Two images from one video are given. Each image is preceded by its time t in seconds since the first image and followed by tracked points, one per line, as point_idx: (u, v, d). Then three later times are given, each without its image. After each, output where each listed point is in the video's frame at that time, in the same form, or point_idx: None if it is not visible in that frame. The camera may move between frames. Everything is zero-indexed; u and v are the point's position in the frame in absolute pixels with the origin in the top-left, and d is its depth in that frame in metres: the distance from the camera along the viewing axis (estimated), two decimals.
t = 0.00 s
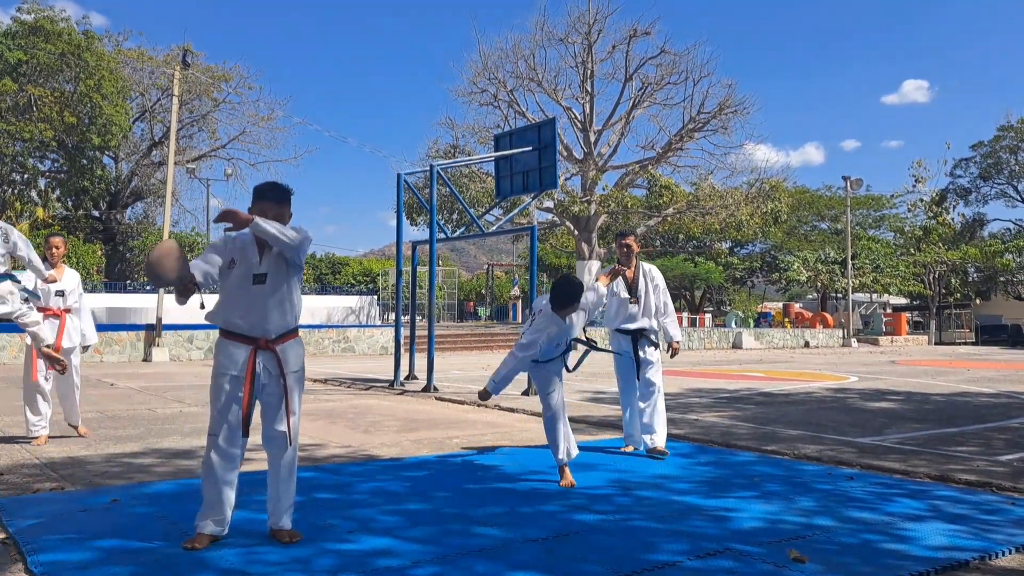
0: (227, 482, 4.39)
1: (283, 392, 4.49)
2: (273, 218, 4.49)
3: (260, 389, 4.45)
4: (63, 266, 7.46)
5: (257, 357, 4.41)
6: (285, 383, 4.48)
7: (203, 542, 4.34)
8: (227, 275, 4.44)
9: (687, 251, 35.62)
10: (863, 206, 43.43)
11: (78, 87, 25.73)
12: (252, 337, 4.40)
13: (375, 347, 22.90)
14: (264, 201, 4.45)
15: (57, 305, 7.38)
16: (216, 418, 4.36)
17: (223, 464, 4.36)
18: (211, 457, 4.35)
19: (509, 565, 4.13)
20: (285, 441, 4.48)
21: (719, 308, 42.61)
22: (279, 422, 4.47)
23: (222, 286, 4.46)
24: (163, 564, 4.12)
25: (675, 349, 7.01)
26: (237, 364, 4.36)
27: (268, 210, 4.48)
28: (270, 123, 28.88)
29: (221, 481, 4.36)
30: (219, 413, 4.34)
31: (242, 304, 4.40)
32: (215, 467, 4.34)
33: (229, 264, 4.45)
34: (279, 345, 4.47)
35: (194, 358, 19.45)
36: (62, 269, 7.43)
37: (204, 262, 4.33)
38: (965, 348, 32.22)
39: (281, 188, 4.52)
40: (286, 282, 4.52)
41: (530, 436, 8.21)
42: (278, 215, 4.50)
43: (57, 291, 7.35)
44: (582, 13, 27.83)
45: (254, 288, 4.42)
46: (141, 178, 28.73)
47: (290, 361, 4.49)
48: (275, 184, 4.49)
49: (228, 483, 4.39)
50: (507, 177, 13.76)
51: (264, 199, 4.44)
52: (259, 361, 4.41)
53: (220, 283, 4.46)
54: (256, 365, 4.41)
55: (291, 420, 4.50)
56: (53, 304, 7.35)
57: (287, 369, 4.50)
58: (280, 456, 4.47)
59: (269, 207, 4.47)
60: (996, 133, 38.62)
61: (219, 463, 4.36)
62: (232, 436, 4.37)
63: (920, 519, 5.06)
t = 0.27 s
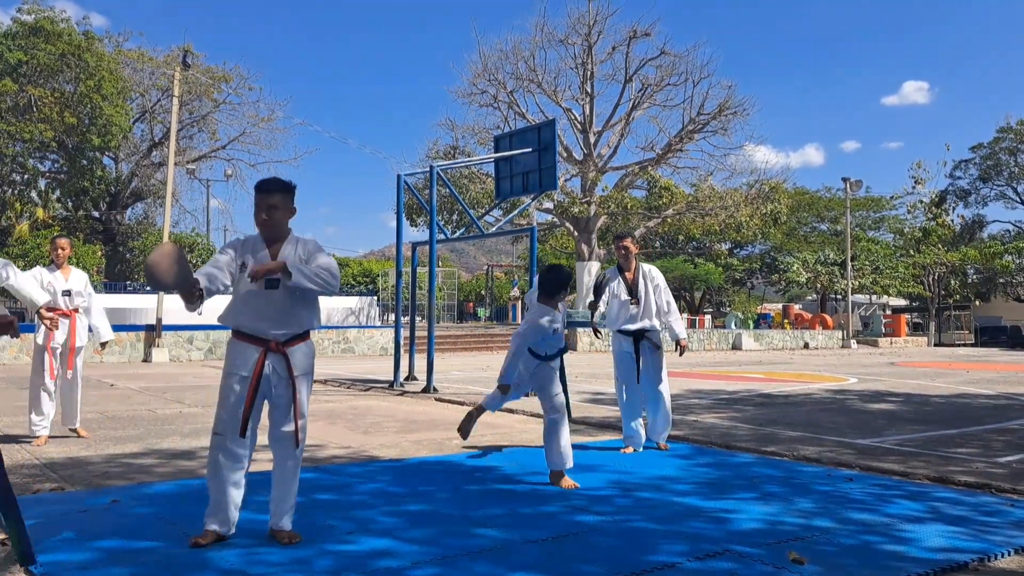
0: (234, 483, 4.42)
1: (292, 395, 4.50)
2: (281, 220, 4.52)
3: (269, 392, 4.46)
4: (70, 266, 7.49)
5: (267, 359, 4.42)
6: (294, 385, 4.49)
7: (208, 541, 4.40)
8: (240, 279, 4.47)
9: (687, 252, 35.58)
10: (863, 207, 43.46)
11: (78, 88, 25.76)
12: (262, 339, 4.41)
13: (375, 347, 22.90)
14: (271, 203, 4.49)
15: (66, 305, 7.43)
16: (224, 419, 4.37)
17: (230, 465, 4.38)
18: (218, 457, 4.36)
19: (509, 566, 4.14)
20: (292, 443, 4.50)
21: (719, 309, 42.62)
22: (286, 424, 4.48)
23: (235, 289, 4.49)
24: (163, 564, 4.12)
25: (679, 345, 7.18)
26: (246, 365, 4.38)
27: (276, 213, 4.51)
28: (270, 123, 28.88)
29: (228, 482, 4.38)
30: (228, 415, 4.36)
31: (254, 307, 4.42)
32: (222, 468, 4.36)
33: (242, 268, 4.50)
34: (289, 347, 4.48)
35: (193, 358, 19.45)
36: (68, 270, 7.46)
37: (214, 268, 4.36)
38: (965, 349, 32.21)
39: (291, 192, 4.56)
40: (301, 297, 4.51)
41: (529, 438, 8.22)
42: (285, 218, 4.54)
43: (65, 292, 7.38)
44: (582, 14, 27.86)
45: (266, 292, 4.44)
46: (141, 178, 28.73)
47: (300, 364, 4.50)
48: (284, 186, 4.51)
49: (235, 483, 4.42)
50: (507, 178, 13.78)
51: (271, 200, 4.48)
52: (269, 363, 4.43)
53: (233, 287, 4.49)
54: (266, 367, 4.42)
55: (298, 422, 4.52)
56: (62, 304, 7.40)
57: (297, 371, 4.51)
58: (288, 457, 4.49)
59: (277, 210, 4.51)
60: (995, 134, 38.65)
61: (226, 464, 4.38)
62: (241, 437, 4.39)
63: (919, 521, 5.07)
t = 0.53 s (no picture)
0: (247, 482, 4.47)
1: (295, 393, 4.52)
2: (277, 220, 4.53)
3: (274, 391, 4.48)
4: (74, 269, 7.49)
5: (270, 358, 4.45)
6: (297, 384, 4.52)
7: (244, 537, 4.48)
8: (237, 281, 4.47)
9: (687, 253, 35.58)
10: (862, 209, 43.46)
11: (79, 88, 25.76)
12: (264, 339, 4.44)
13: (375, 348, 22.90)
14: (268, 203, 4.50)
15: (66, 309, 7.42)
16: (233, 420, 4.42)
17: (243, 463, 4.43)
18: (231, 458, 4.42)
19: (507, 567, 4.15)
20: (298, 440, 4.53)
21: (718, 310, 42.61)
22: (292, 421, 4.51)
23: (233, 290, 4.50)
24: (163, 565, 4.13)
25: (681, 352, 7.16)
26: (249, 367, 4.41)
27: (272, 212, 4.52)
28: (270, 124, 28.88)
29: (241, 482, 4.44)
30: (236, 416, 4.40)
31: (255, 307, 4.44)
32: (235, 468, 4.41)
33: (240, 269, 4.48)
34: (290, 347, 4.51)
35: (193, 358, 19.44)
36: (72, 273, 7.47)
37: (210, 271, 4.35)
38: (965, 351, 32.20)
39: (287, 191, 4.57)
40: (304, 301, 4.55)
41: (528, 438, 8.21)
42: (282, 218, 4.55)
43: (65, 296, 7.37)
44: (582, 15, 27.88)
45: (266, 294, 4.47)
46: (142, 179, 28.73)
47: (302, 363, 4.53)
48: (281, 185, 4.52)
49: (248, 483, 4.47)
50: (507, 179, 13.77)
51: (267, 199, 4.49)
52: (272, 363, 4.45)
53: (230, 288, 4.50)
54: (268, 367, 4.45)
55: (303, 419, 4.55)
56: (61, 308, 7.39)
57: (299, 371, 4.54)
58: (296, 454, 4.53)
59: (273, 210, 4.52)
60: (995, 136, 38.67)
61: (239, 463, 4.44)
62: (250, 437, 4.43)
63: (919, 522, 5.08)
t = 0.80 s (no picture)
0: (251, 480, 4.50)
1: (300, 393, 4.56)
2: (271, 220, 4.53)
3: (278, 391, 4.51)
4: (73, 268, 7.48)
5: (274, 358, 4.47)
6: (301, 384, 4.55)
7: (243, 537, 4.49)
8: (233, 282, 4.46)
9: (687, 254, 35.60)
10: (862, 209, 43.48)
11: (79, 88, 25.77)
12: (266, 340, 4.46)
13: (374, 348, 22.90)
14: (262, 203, 4.49)
15: (67, 308, 7.40)
16: (240, 420, 4.45)
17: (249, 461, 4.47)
18: (237, 457, 4.46)
19: (507, 568, 4.15)
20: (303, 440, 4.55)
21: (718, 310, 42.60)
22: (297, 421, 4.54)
23: (228, 291, 4.49)
24: (162, 564, 4.13)
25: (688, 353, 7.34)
26: (253, 367, 4.43)
27: (264, 213, 4.51)
28: (270, 124, 28.88)
29: (246, 481, 4.47)
30: (242, 416, 4.44)
31: (254, 309, 4.45)
32: (240, 466, 4.45)
33: (235, 272, 4.46)
34: (292, 346, 4.53)
35: (193, 359, 19.44)
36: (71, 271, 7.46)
37: (204, 273, 4.33)
38: (965, 352, 32.20)
39: (279, 191, 4.57)
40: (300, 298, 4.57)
41: (528, 439, 8.21)
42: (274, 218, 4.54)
43: (66, 295, 7.36)
44: (582, 15, 27.89)
45: (264, 295, 4.47)
46: (142, 179, 28.73)
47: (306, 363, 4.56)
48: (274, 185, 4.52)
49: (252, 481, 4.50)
50: (507, 179, 13.77)
51: (260, 200, 4.49)
52: (276, 364, 4.48)
53: (225, 289, 4.49)
54: (273, 367, 4.48)
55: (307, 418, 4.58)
56: (62, 307, 7.39)
57: (302, 370, 4.56)
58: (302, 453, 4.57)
59: (267, 210, 4.52)
60: (995, 137, 38.68)
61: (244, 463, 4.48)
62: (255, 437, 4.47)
63: (918, 523, 5.07)
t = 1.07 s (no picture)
0: (253, 479, 4.53)
1: (300, 396, 4.68)
2: (277, 224, 4.65)
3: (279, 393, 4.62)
4: (75, 269, 7.52)
5: (276, 361, 4.59)
6: (302, 386, 4.68)
7: (243, 538, 4.48)
8: (239, 283, 4.58)
9: (687, 255, 35.63)
10: (862, 211, 43.50)
11: (79, 89, 25.78)
12: (270, 343, 4.58)
13: (374, 349, 22.89)
14: (268, 208, 4.60)
15: (67, 308, 7.43)
16: (241, 420, 4.51)
17: (251, 460, 4.51)
18: (239, 456, 4.50)
19: (506, 569, 4.15)
20: (302, 439, 4.71)
21: (718, 312, 42.56)
22: (297, 422, 4.68)
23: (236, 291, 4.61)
24: (162, 565, 4.13)
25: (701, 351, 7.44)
26: (256, 368, 4.54)
27: (270, 217, 4.63)
28: (270, 126, 28.88)
29: (248, 480, 4.50)
30: (245, 416, 4.50)
31: (259, 310, 4.56)
32: (242, 465, 4.48)
33: (242, 273, 4.59)
34: (295, 350, 4.65)
35: (193, 360, 19.43)
36: (73, 272, 7.50)
37: (214, 272, 4.44)
38: (965, 354, 32.19)
39: (286, 196, 4.69)
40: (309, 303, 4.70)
41: (528, 440, 8.21)
42: (281, 222, 4.66)
43: (66, 295, 7.39)
44: (582, 17, 27.89)
45: (269, 297, 4.59)
46: (142, 180, 28.71)
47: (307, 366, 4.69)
48: (281, 189, 4.63)
49: (253, 481, 4.53)
50: (507, 180, 13.78)
51: (266, 205, 4.60)
52: (278, 366, 4.60)
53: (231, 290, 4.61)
54: (275, 370, 4.60)
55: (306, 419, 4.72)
56: (63, 307, 7.41)
57: (304, 375, 4.70)
58: (301, 452, 4.71)
59: (274, 214, 4.63)
60: (995, 138, 38.69)
61: (245, 463, 4.51)
62: (260, 437, 4.54)
63: (918, 525, 5.07)
